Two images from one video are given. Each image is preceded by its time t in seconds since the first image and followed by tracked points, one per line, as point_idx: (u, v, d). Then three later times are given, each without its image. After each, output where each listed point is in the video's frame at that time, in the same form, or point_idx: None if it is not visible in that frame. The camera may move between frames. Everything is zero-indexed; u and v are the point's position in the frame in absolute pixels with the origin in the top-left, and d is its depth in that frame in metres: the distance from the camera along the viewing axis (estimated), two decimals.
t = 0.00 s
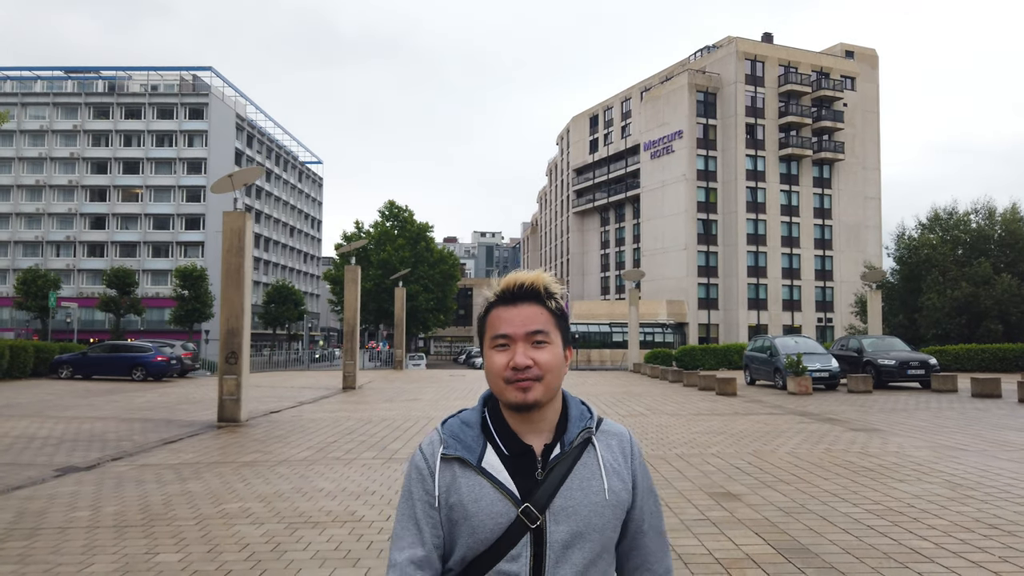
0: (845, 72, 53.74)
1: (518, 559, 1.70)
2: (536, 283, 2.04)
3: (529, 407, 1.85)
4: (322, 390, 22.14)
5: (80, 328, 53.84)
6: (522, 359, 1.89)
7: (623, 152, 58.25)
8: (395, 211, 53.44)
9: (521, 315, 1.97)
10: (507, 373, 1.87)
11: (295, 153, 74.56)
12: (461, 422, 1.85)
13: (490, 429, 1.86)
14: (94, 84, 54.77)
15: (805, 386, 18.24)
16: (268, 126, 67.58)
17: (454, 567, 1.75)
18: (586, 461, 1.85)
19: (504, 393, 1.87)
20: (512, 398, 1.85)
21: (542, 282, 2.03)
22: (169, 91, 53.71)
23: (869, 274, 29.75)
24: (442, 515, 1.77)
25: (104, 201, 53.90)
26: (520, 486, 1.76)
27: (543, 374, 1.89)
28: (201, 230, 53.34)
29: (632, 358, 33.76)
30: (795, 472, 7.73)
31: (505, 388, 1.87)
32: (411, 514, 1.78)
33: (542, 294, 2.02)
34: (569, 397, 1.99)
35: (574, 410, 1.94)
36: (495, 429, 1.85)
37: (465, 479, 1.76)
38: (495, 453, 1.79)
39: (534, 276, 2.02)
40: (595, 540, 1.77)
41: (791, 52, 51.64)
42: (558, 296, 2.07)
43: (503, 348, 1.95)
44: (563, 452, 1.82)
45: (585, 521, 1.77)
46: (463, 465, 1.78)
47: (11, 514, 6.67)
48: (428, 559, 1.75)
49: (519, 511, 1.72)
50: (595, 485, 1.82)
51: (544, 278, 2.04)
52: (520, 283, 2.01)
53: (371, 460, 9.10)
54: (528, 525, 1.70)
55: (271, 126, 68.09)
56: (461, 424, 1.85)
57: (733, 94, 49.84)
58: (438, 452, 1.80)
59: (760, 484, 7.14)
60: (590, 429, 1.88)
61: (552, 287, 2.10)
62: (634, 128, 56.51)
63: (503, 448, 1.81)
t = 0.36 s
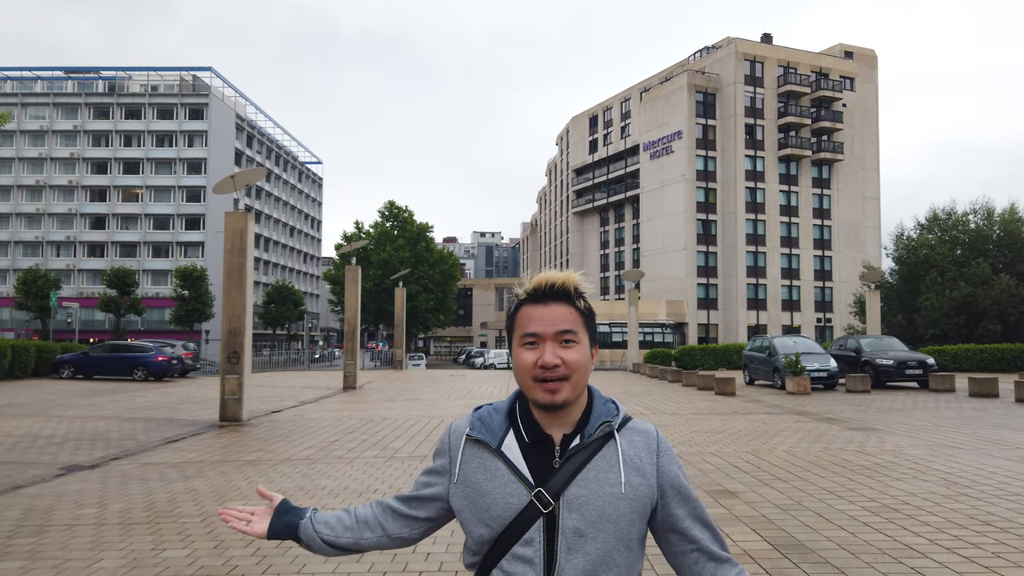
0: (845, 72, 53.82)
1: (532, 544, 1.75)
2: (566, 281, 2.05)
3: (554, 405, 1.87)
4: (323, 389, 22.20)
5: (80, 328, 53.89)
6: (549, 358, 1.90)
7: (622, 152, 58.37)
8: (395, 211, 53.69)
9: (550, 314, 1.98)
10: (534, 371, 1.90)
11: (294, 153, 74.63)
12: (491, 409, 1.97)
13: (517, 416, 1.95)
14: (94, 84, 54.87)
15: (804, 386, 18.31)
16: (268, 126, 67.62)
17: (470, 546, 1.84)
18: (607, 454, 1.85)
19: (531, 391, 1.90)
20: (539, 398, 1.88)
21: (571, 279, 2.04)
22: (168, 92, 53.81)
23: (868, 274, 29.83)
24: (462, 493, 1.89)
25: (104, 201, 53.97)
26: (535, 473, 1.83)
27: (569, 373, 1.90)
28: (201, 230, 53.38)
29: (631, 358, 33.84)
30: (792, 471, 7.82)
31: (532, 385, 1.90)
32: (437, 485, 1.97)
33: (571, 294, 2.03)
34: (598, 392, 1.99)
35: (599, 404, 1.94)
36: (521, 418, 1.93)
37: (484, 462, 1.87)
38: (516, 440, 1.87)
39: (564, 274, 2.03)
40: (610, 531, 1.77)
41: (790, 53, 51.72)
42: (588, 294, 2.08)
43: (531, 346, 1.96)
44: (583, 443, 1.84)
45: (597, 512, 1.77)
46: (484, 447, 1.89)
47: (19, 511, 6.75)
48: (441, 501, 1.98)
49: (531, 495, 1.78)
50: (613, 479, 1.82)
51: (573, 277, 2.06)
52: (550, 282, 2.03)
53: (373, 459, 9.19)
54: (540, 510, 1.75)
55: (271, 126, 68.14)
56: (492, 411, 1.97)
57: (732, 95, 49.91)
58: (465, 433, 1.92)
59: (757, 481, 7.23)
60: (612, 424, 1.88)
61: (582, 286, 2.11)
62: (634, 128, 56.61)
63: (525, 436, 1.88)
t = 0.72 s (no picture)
0: (844, 72, 53.85)
1: (534, 548, 1.77)
2: (572, 280, 2.07)
3: (559, 405, 1.89)
4: (323, 389, 22.23)
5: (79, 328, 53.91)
6: (553, 358, 1.93)
7: (621, 151, 58.42)
8: (394, 211, 53.62)
9: (556, 314, 2.01)
10: (536, 371, 1.93)
11: (293, 152, 74.62)
12: (504, 413, 2.02)
13: (528, 421, 1.98)
14: (93, 83, 54.90)
15: (802, 385, 18.39)
16: (267, 125, 67.58)
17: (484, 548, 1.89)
18: (611, 459, 1.82)
19: (534, 391, 1.93)
20: (544, 397, 1.90)
21: (577, 279, 2.05)
22: (167, 91, 53.82)
23: (867, 273, 29.87)
24: (476, 494, 1.93)
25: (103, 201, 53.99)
26: (539, 477, 1.85)
27: (574, 373, 1.92)
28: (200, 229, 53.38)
29: (630, 357, 33.88)
30: (790, 469, 7.89)
31: (535, 385, 1.93)
32: (461, 489, 2.03)
33: (576, 293, 2.05)
34: (607, 391, 1.99)
35: (608, 404, 1.93)
36: (531, 421, 1.97)
37: (493, 465, 1.91)
38: (524, 443, 1.91)
39: (568, 273, 2.04)
40: (610, 539, 1.74)
41: (789, 52, 51.74)
42: (595, 294, 2.09)
43: (537, 346, 1.99)
44: (587, 448, 1.83)
45: (597, 519, 1.75)
46: (494, 451, 1.94)
47: (23, 509, 6.80)
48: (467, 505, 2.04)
49: (534, 501, 1.80)
50: (615, 484, 1.78)
51: (578, 276, 2.07)
52: (554, 281, 2.05)
53: (374, 458, 9.27)
54: (541, 515, 1.77)
55: (270, 126, 68.10)
56: (504, 415, 2.01)
57: (731, 94, 49.95)
58: (477, 438, 1.97)
59: (756, 479, 7.30)
60: (618, 427, 1.85)
61: (590, 284, 2.12)
62: (633, 128, 56.66)
63: (533, 439, 1.92)
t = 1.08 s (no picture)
0: (843, 71, 53.93)
1: (516, 566, 1.72)
2: (552, 288, 1.99)
3: (538, 418, 1.83)
4: (322, 388, 22.28)
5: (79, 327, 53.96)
6: (532, 369, 1.86)
7: (621, 151, 58.49)
8: (393, 210, 53.69)
9: (536, 322, 1.93)
10: (515, 383, 1.86)
11: (293, 152, 74.71)
12: (486, 427, 1.97)
13: (510, 434, 1.92)
14: (93, 83, 54.97)
15: (801, 384, 18.45)
16: (267, 125, 67.63)
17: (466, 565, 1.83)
18: (594, 473, 1.76)
19: (514, 402, 1.86)
20: (523, 409, 1.83)
21: (558, 286, 1.98)
22: (167, 90, 53.89)
23: (866, 273, 29.95)
24: (456, 511, 1.88)
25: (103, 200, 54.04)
26: (521, 492, 1.79)
27: (553, 384, 1.85)
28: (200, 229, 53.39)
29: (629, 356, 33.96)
30: (787, 468, 7.95)
31: (514, 396, 1.86)
32: (445, 506, 1.97)
33: (557, 300, 1.97)
34: (591, 402, 1.92)
35: (591, 415, 1.87)
36: (512, 435, 1.91)
37: (474, 479, 1.86)
38: (505, 457, 1.86)
39: (550, 281, 1.97)
40: (592, 555, 1.68)
41: (788, 51, 51.83)
42: (578, 301, 2.02)
43: (516, 356, 1.92)
44: (569, 460, 1.76)
45: (580, 536, 1.69)
46: (475, 466, 1.88)
47: (27, 508, 6.86)
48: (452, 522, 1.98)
49: (516, 516, 1.74)
50: (598, 499, 1.72)
51: (560, 283, 1.99)
52: (536, 289, 1.97)
53: (375, 457, 9.33)
54: (523, 531, 1.71)
55: (269, 125, 68.15)
56: (485, 430, 1.95)
57: (730, 94, 50.01)
58: (458, 453, 1.91)
59: (754, 478, 7.35)
60: (599, 439, 1.78)
61: (574, 290, 2.04)
62: (632, 127, 56.74)
63: (515, 452, 1.87)
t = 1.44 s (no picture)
0: (841, 73, 54.12)
1: (475, 563, 1.73)
2: (514, 285, 2.04)
3: (494, 411, 1.85)
4: (322, 389, 22.34)
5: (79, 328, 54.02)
6: (491, 362, 1.89)
7: (620, 153, 58.66)
8: (393, 212, 53.82)
9: (495, 317, 1.97)
10: (473, 375, 1.89)
11: (292, 153, 74.83)
12: (441, 426, 1.98)
13: (466, 433, 1.95)
14: (93, 85, 55.02)
15: (797, 385, 18.55)
16: (266, 126, 67.74)
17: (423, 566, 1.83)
18: (552, 464, 1.80)
19: (471, 396, 1.89)
20: (480, 402, 1.86)
21: (518, 282, 2.02)
22: (167, 92, 54.01)
23: (863, 274, 30.07)
24: (414, 514, 1.87)
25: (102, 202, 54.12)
26: (478, 489, 1.82)
27: (512, 379, 1.88)
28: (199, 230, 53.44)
29: (628, 358, 34.04)
30: (781, 467, 8.06)
31: (472, 390, 1.89)
32: (401, 513, 1.97)
33: (519, 298, 2.01)
34: (546, 397, 1.96)
35: (547, 408, 1.91)
36: (469, 433, 1.94)
37: (430, 479, 1.87)
38: (462, 455, 1.88)
39: (510, 277, 2.01)
40: (553, 547, 1.71)
41: (786, 53, 51.99)
42: (538, 299, 2.07)
43: (474, 350, 1.96)
44: (527, 455, 1.80)
45: (539, 529, 1.72)
46: (430, 467, 1.90)
47: (29, 507, 6.96)
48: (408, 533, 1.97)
49: (474, 513, 1.76)
50: (555, 490, 1.76)
51: (523, 279, 2.04)
52: (497, 285, 2.01)
53: (373, 457, 9.44)
54: (481, 527, 1.73)
55: (269, 127, 68.25)
56: (441, 431, 1.97)
57: (728, 95, 50.16)
58: (414, 455, 1.92)
59: (746, 478, 7.45)
60: (556, 431, 1.83)
61: (533, 286, 2.09)
62: (631, 129, 56.87)
63: (471, 451, 1.89)
